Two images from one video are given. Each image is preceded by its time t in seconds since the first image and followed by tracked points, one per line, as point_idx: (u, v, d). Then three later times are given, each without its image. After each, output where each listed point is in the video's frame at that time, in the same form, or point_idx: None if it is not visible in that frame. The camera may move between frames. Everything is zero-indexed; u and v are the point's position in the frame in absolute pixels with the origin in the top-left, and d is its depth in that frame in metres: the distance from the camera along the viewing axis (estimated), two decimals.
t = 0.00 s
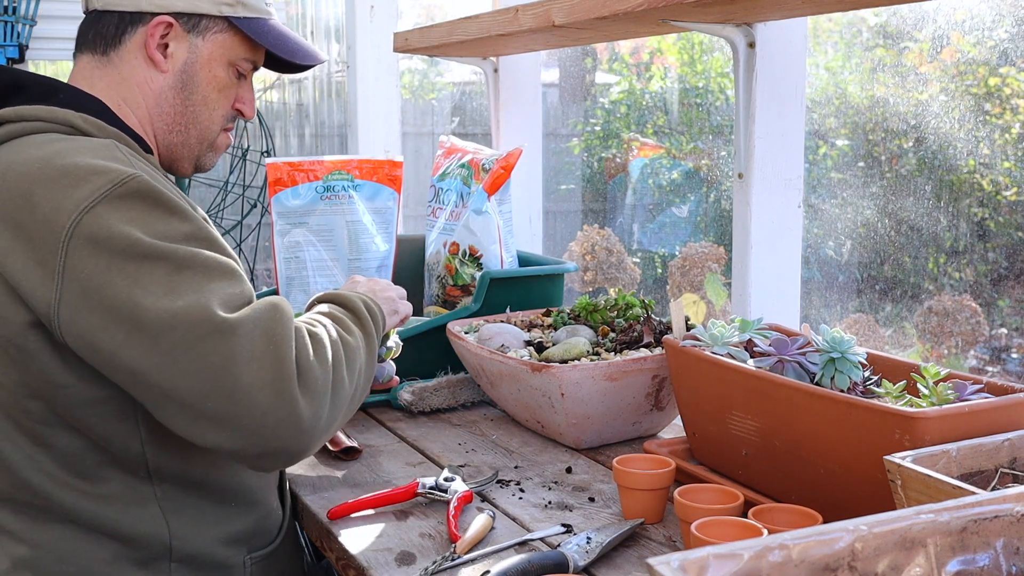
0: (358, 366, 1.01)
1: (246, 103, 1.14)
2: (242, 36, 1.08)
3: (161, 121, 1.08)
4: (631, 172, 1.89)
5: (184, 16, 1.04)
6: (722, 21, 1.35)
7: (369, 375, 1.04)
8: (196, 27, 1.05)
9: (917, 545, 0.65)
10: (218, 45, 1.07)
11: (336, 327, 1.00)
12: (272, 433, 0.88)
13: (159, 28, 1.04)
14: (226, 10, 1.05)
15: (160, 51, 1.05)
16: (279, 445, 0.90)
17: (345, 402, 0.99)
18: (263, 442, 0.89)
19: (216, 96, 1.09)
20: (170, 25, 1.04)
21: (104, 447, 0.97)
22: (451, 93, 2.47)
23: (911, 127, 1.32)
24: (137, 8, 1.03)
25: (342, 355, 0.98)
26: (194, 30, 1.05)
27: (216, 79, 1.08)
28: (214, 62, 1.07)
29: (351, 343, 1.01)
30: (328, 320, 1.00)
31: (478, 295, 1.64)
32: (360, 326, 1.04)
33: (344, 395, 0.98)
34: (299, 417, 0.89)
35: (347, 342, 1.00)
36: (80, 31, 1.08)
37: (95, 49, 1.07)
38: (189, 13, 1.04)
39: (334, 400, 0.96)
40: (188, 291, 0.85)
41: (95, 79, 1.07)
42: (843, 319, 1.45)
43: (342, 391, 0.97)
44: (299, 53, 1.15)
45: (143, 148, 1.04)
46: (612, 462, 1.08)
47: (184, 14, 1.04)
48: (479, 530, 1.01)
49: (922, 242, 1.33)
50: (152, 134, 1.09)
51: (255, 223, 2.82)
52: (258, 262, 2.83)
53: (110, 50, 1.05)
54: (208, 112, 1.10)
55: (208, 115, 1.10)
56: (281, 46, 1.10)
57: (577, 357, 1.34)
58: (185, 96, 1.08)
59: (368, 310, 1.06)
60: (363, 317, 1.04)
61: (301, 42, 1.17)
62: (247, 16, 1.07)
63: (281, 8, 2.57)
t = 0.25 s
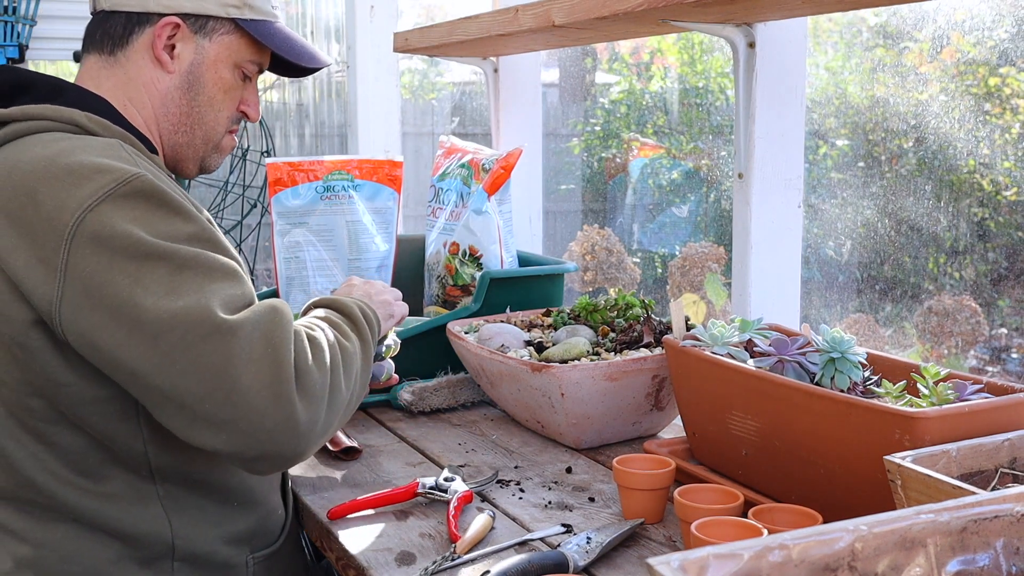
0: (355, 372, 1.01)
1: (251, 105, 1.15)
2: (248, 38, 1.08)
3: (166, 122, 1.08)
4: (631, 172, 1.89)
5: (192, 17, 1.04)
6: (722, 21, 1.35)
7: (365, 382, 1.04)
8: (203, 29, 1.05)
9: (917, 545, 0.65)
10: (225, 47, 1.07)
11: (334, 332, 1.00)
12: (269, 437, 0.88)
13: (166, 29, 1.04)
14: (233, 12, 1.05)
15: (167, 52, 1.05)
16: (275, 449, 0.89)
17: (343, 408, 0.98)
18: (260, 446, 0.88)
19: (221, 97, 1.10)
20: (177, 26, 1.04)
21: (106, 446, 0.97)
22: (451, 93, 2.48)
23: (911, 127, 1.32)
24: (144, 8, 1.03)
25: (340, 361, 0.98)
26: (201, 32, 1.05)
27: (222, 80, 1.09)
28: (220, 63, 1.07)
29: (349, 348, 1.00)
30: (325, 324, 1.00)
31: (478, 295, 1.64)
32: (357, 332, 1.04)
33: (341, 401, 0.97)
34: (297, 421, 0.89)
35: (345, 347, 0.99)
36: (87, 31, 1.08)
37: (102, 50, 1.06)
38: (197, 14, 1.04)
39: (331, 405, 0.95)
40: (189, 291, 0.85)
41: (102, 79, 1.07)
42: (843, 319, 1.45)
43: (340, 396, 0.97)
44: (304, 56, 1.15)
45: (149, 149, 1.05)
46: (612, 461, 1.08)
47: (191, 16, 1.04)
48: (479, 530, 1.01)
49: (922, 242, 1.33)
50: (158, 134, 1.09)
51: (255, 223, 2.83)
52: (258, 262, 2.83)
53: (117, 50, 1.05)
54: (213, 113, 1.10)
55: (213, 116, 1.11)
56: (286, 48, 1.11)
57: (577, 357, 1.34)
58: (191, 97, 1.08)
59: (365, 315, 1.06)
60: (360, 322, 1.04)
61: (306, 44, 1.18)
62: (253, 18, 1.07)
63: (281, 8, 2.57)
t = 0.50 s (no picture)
0: (343, 380, 0.95)
1: (255, 105, 1.14)
2: (254, 39, 1.08)
3: (172, 122, 1.09)
4: (631, 172, 1.89)
5: (198, 18, 1.04)
6: (722, 21, 1.35)
7: (355, 389, 0.98)
8: (209, 30, 1.05)
9: (917, 545, 0.65)
10: (230, 48, 1.07)
11: (324, 335, 0.95)
12: (239, 456, 0.86)
13: (173, 30, 1.04)
14: (238, 13, 1.05)
15: (173, 52, 1.05)
16: (246, 469, 0.87)
17: (326, 422, 0.94)
18: (230, 464, 0.87)
19: (226, 98, 1.10)
20: (184, 27, 1.04)
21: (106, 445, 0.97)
22: (451, 93, 2.48)
23: (911, 127, 1.32)
24: (151, 10, 1.03)
25: (325, 371, 0.92)
26: (207, 32, 1.05)
27: (228, 81, 1.08)
28: (226, 64, 1.07)
29: (338, 355, 0.94)
30: (315, 327, 0.95)
31: (478, 295, 1.64)
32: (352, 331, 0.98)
33: (322, 414, 0.93)
34: (265, 443, 0.86)
35: (333, 354, 0.94)
36: (93, 31, 1.08)
37: (108, 50, 1.07)
38: (203, 15, 1.04)
39: (310, 420, 0.91)
40: (175, 302, 0.83)
41: (107, 79, 1.07)
42: (843, 319, 1.45)
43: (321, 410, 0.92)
44: (310, 58, 1.15)
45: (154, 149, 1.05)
46: (612, 461, 1.08)
47: (198, 16, 1.04)
48: (479, 530, 1.01)
49: (922, 242, 1.33)
50: (163, 135, 1.09)
51: (255, 223, 2.83)
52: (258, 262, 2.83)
53: (123, 50, 1.05)
54: (218, 114, 1.10)
55: (219, 117, 1.11)
56: (292, 50, 1.10)
57: (577, 357, 1.34)
58: (196, 97, 1.08)
59: (365, 310, 1.00)
60: (357, 320, 0.98)
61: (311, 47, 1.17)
62: (259, 19, 1.07)
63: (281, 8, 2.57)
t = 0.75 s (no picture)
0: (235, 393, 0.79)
1: (261, 106, 1.16)
2: (263, 42, 1.08)
3: (182, 124, 1.09)
4: (631, 172, 1.89)
5: (209, 21, 1.04)
6: (722, 21, 1.35)
7: (258, 417, 0.80)
8: (219, 33, 1.05)
9: (917, 544, 0.65)
10: (241, 51, 1.07)
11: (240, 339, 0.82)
12: (67, 434, 0.73)
13: (184, 33, 1.04)
14: (248, 16, 1.05)
15: (185, 55, 1.05)
16: (77, 451, 0.74)
17: (184, 439, 0.77)
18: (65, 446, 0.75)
19: (236, 100, 1.10)
20: (195, 30, 1.04)
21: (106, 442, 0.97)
22: (452, 93, 2.48)
23: (911, 127, 1.32)
24: (162, 13, 1.03)
25: (204, 365, 0.77)
26: (218, 35, 1.05)
27: (238, 84, 1.09)
28: (236, 66, 1.08)
29: (230, 359, 0.79)
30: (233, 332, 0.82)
31: (478, 295, 1.64)
32: (279, 352, 0.83)
33: (190, 414, 0.77)
34: (83, 418, 0.73)
35: (226, 357, 0.79)
36: (103, 32, 1.07)
37: (118, 52, 1.07)
38: (214, 18, 1.04)
39: (161, 410, 0.75)
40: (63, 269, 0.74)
41: (118, 81, 1.07)
42: (843, 319, 1.45)
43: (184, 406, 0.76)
44: (316, 59, 1.16)
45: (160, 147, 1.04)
46: (612, 461, 1.08)
47: (209, 19, 1.04)
48: (479, 530, 1.01)
49: (922, 242, 1.33)
50: (173, 136, 1.10)
51: (255, 223, 2.83)
52: (258, 262, 2.83)
53: (134, 53, 1.05)
54: (227, 116, 1.11)
55: (228, 118, 1.11)
56: (300, 52, 1.11)
57: (577, 357, 1.34)
58: (206, 100, 1.09)
59: (306, 339, 0.84)
60: (290, 343, 0.83)
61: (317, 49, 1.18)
62: (269, 22, 1.08)
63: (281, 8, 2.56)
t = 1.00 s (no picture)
0: (169, 388, 0.78)
1: (261, 107, 1.14)
2: (261, 42, 1.08)
3: (178, 125, 1.09)
4: (631, 172, 1.89)
5: (205, 22, 1.04)
6: (722, 21, 1.35)
7: (195, 417, 0.79)
8: (216, 33, 1.05)
9: (917, 544, 0.65)
10: (237, 51, 1.07)
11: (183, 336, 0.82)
12: (1, 419, 0.75)
13: (181, 34, 1.04)
14: (245, 16, 1.05)
15: (180, 56, 1.05)
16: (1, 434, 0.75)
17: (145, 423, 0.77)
18: None
19: (234, 100, 1.10)
20: (191, 30, 1.04)
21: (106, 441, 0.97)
22: (451, 93, 2.45)
23: (911, 127, 1.32)
24: (159, 13, 1.03)
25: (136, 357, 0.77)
26: (214, 36, 1.05)
27: (234, 84, 1.09)
28: (233, 67, 1.07)
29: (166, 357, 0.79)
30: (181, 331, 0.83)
31: (478, 295, 1.64)
32: (219, 355, 0.82)
33: (110, 407, 0.76)
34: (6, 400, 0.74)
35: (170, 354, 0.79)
36: (101, 32, 1.07)
37: (115, 53, 1.07)
38: (211, 19, 1.04)
39: (82, 399, 0.75)
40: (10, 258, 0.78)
41: (114, 81, 1.07)
42: (843, 319, 1.45)
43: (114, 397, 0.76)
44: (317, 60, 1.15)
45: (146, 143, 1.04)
46: (612, 461, 1.08)
47: (206, 20, 1.04)
48: (479, 530, 1.01)
49: (922, 242, 1.33)
50: (169, 136, 1.10)
51: (255, 223, 2.84)
52: (258, 262, 2.84)
53: (131, 54, 1.06)
54: (225, 117, 1.11)
55: (225, 120, 1.11)
56: (298, 51, 1.10)
57: (577, 357, 1.34)
58: (203, 100, 1.09)
59: (251, 348, 0.83)
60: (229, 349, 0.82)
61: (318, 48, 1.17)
62: (266, 22, 1.07)
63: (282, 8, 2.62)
